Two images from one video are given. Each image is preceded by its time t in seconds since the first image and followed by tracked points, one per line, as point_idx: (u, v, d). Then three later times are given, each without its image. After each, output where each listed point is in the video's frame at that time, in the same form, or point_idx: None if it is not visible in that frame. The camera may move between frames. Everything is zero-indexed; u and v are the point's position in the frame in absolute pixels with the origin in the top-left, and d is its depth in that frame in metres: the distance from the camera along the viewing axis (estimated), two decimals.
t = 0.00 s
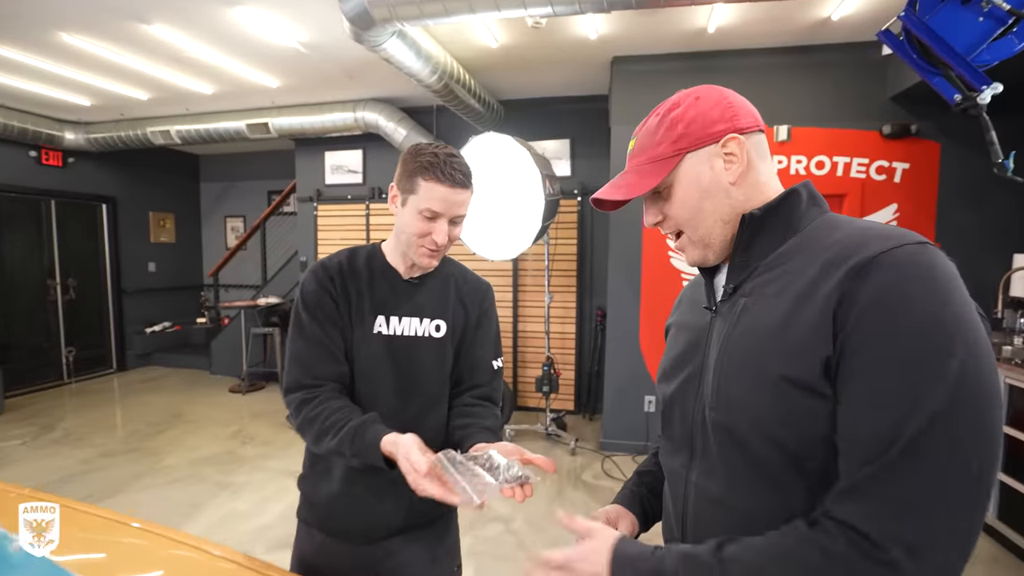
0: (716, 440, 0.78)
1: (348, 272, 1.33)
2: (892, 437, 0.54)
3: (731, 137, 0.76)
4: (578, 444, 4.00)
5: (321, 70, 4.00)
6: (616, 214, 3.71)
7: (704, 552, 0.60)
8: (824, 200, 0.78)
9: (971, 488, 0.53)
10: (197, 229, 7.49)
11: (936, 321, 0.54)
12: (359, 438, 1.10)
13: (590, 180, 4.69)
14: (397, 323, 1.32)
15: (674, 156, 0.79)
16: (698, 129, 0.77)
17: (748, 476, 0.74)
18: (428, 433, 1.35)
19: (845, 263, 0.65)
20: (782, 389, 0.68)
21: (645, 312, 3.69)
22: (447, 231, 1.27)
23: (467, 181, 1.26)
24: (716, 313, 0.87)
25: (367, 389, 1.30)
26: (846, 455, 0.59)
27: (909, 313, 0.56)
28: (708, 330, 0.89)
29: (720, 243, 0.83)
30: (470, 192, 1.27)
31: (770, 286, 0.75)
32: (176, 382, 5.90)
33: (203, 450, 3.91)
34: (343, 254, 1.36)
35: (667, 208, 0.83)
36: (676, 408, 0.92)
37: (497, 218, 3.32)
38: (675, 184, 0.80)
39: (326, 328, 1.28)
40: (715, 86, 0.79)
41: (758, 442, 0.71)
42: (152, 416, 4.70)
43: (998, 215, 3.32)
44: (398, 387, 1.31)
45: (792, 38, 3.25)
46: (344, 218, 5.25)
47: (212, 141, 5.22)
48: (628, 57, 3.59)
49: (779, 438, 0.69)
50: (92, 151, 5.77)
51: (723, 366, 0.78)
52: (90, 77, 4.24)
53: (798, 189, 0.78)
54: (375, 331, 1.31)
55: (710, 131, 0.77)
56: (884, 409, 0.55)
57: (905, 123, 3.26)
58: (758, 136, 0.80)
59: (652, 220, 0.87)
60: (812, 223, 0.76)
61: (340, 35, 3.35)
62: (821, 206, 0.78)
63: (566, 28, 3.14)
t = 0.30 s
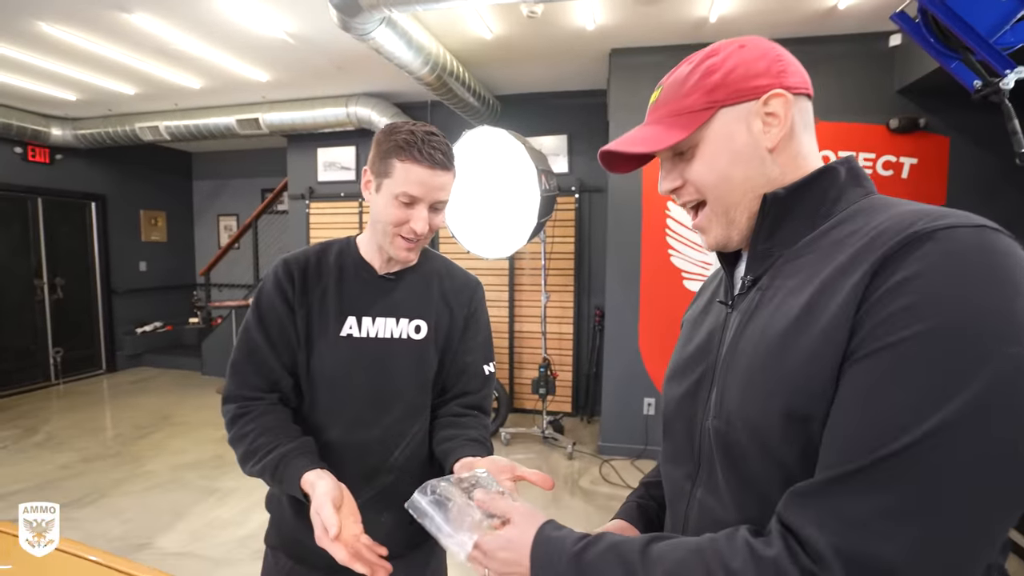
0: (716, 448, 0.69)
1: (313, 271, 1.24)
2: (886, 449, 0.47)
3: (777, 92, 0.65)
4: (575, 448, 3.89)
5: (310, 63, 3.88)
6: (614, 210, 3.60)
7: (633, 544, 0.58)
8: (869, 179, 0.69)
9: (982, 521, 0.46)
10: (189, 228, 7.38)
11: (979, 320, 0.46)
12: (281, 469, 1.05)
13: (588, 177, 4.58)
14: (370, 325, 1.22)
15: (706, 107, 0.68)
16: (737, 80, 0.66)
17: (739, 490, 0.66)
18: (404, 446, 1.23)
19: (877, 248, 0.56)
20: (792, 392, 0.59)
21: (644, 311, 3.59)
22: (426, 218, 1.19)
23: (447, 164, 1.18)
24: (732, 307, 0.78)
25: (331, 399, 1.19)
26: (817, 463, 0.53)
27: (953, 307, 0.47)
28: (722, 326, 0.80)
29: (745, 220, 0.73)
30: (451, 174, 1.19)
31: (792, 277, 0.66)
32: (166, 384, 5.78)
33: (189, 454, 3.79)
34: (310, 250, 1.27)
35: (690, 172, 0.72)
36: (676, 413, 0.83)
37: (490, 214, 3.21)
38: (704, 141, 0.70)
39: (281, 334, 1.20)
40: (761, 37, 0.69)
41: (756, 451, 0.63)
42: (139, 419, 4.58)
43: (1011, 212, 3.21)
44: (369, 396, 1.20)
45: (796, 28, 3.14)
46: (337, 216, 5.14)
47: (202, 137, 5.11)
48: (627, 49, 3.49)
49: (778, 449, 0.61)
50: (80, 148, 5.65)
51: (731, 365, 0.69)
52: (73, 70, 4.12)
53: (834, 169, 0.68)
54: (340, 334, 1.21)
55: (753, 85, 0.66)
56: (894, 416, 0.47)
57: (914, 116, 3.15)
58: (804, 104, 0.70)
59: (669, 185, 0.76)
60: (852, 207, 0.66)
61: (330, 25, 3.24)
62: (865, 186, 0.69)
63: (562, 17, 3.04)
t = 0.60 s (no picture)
0: (706, 453, 0.66)
1: (288, 269, 1.21)
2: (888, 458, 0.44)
3: (794, 70, 0.62)
4: (569, 448, 3.86)
5: (301, 60, 3.83)
6: (608, 209, 3.58)
7: (616, 537, 0.56)
8: (880, 171, 0.65)
9: (987, 537, 0.43)
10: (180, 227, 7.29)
11: (994, 325, 0.42)
12: (276, 460, 1.01)
13: (583, 176, 4.55)
14: (347, 323, 1.18)
15: (717, 83, 0.65)
16: (751, 56, 0.63)
17: (729, 495, 0.63)
18: (386, 445, 1.19)
19: (883, 244, 0.52)
20: (789, 393, 0.55)
21: (638, 311, 3.56)
22: (396, 208, 1.14)
23: (414, 151, 1.13)
24: (730, 304, 0.74)
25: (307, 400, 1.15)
26: (812, 468, 0.50)
27: (966, 309, 0.43)
28: (719, 325, 0.77)
29: (754, 203, 0.70)
30: (420, 161, 1.15)
31: (793, 274, 0.62)
32: (156, 384, 5.71)
33: (177, 456, 3.73)
34: (286, 248, 1.24)
35: (697, 150, 0.69)
36: (668, 412, 0.79)
37: (484, 212, 3.16)
38: (713, 118, 0.67)
39: (263, 333, 1.17)
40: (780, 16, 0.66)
41: (747, 454, 0.60)
42: (126, 420, 4.51)
43: (1005, 211, 3.20)
44: (347, 395, 1.16)
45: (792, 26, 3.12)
46: (329, 215, 5.09)
47: (192, 135, 5.04)
48: (621, 47, 3.46)
49: (773, 454, 0.57)
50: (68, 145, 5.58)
51: (727, 365, 0.65)
52: (59, 65, 4.05)
53: (846, 159, 0.64)
54: (317, 333, 1.17)
55: (767, 62, 0.63)
56: (897, 423, 0.44)
57: (908, 115, 3.14)
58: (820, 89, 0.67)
59: (674, 165, 0.74)
60: (860, 201, 0.63)
61: (321, 21, 3.19)
62: (875, 178, 0.65)
63: (556, 13, 3.01)
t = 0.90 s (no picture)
0: (686, 453, 0.67)
1: (262, 274, 1.21)
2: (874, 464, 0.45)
3: (758, 80, 0.64)
4: (561, 448, 3.88)
5: (293, 60, 3.82)
6: (600, 210, 3.59)
7: (618, 529, 0.58)
8: (855, 176, 0.67)
9: (971, 537, 0.44)
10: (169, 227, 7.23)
11: (969, 332, 0.44)
12: (238, 471, 1.03)
13: (574, 176, 4.57)
14: (326, 324, 1.19)
15: (684, 102, 0.67)
16: (714, 71, 0.65)
17: (711, 496, 0.64)
18: (372, 442, 1.20)
19: (862, 252, 0.54)
20: (769, 395, 0.57)
21: (629, 311, 3.59)
22: (369, 203, 1.16)
23: (384, 145, 1.15)
24: (712, 306, 0.76)
25: (293, 400, 1.16)
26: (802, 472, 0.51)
27: (943, 316, 0.45)
28: (700, 326, 0.78)
29: (732, 211, 0.71)
30: (391, 155, 1.16)
31: (773, 278, 0.64)
32: (145, 385, 5.66)
33: (166, 458, 3.70)
34: (256, 255, 1.23)
35: (672, 167, 0.71)
36: (650, 411, 0.81)
37: (475, 213, 3.17)
38: (685, 135, 0.69)
39: (229, 343, 1.16)
40: (739, 29, 0.67)
41: (728, 456, 0.61)
42: (115, 422, 4.47)
43: (988, 213, 3.26)
44: (329, 395, 1.17)
45: (780, 29, 3.16)
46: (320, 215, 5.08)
47: (181, 134, 5.00)
48: (612, 49, 3.48)
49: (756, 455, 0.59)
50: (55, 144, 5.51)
51: (709, 367, 0.67)
52: (47, 63, 4.00)
53: (822, 165, 0.66)
54: (296, 334, 1.17)
55: (730, 76, 0.65)
56: (882, 429, 0.46)
57: (894, 118, 3.18)
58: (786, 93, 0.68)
59: (652, 183, 0.76)
60: (837, 205, 0.65)
61: (312, 21, 3.18)
62: (851, 183, 0.67)
63: (547, 15, 3.03)
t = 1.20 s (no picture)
0: (674, 457, 0.68)
1: (200, 283, 1.22)
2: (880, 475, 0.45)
3: (741, 86, 0.65)
4: (552, 448, 3.88)
5: (282, 60, 3.79)
6: (590, 210, 3.61)
7: (650, 520, 0.55)
8: (839, 179, 0.69)
9: (979, 545, 0.44)
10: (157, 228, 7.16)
11: (967, 338, 0.45)
12: (158, 486, 1.08)
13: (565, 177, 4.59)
14: (273, 324, 1.20)
15: (669, 107, 0.67)
16: (699, 76, 0.65)
17: (703, 501, 0.64)
18: (325, 440, 1.22)
19: (853, 258, 0.55)
20: (760, 400, 0.58)
21: (619, 312, 3.61)
22: (313, 194, 1.20)
23: (321, 138, 1.22)
24: (698, 307, 0.77)
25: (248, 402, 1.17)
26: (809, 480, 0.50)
27: (941, 322, 0.46)
28: (685, 328, 0.79)
29: (716, 215, 0.72)
30: (331, 149, 1.23)
31: (762, 281, 0.65)
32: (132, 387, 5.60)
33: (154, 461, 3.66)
34: (193, 265, 1.24)
35: (657, 172, 0.71)
36: (637, 413, 0.82)
37: (465, 214, 3.16)
38: (671, 140, 0.69)
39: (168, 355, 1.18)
40: (721, 34, 0.68)
41: (720, 460, 0.62)
42: (101, 424, 4.41)
43: (970, 215, 3.31)
44: (276, 395, 1.18)
45: (768, 32, 3.19)
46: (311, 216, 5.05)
47: (169, 134, 4.95)
48: (602, 50, 3.50)
49: (751, 458, 0.59)
50: (40, 143, 5.44)
51: (698, 370, 0.67)
52: (31, 62, 3.95)
53: (808, 167, 0.68)
54: (240, 337, 1.18)
55: (714, 81, 0.65)
56: (885, 440, 0.46)
57: (880, 120, 3.23)
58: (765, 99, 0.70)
59: (636, 189, 0.76)
60: (821, 209, 0.66)
61: (301, 21, 3.17)
62: (836, 186, 0.68)
63: (537, 17, 3.03)
